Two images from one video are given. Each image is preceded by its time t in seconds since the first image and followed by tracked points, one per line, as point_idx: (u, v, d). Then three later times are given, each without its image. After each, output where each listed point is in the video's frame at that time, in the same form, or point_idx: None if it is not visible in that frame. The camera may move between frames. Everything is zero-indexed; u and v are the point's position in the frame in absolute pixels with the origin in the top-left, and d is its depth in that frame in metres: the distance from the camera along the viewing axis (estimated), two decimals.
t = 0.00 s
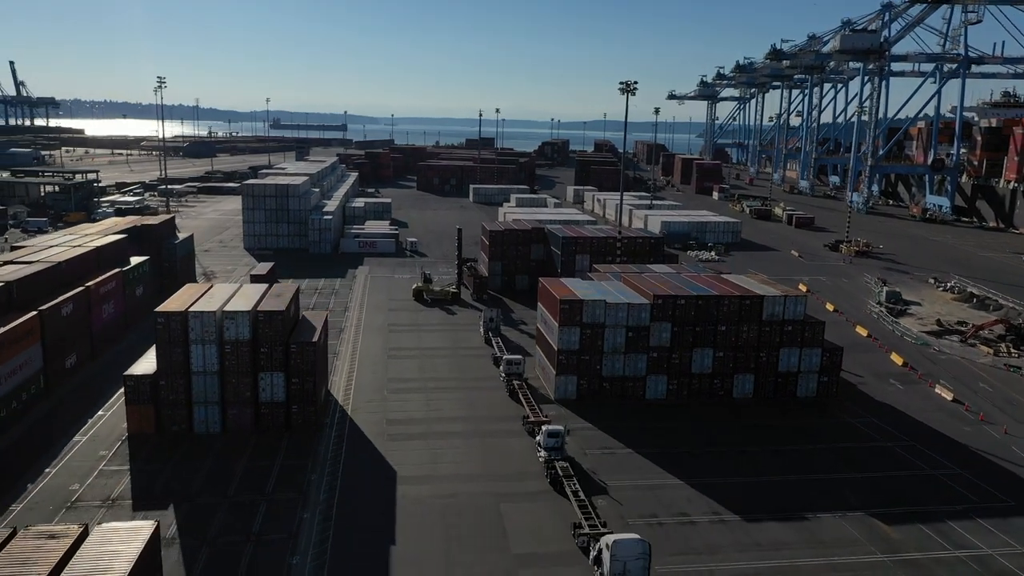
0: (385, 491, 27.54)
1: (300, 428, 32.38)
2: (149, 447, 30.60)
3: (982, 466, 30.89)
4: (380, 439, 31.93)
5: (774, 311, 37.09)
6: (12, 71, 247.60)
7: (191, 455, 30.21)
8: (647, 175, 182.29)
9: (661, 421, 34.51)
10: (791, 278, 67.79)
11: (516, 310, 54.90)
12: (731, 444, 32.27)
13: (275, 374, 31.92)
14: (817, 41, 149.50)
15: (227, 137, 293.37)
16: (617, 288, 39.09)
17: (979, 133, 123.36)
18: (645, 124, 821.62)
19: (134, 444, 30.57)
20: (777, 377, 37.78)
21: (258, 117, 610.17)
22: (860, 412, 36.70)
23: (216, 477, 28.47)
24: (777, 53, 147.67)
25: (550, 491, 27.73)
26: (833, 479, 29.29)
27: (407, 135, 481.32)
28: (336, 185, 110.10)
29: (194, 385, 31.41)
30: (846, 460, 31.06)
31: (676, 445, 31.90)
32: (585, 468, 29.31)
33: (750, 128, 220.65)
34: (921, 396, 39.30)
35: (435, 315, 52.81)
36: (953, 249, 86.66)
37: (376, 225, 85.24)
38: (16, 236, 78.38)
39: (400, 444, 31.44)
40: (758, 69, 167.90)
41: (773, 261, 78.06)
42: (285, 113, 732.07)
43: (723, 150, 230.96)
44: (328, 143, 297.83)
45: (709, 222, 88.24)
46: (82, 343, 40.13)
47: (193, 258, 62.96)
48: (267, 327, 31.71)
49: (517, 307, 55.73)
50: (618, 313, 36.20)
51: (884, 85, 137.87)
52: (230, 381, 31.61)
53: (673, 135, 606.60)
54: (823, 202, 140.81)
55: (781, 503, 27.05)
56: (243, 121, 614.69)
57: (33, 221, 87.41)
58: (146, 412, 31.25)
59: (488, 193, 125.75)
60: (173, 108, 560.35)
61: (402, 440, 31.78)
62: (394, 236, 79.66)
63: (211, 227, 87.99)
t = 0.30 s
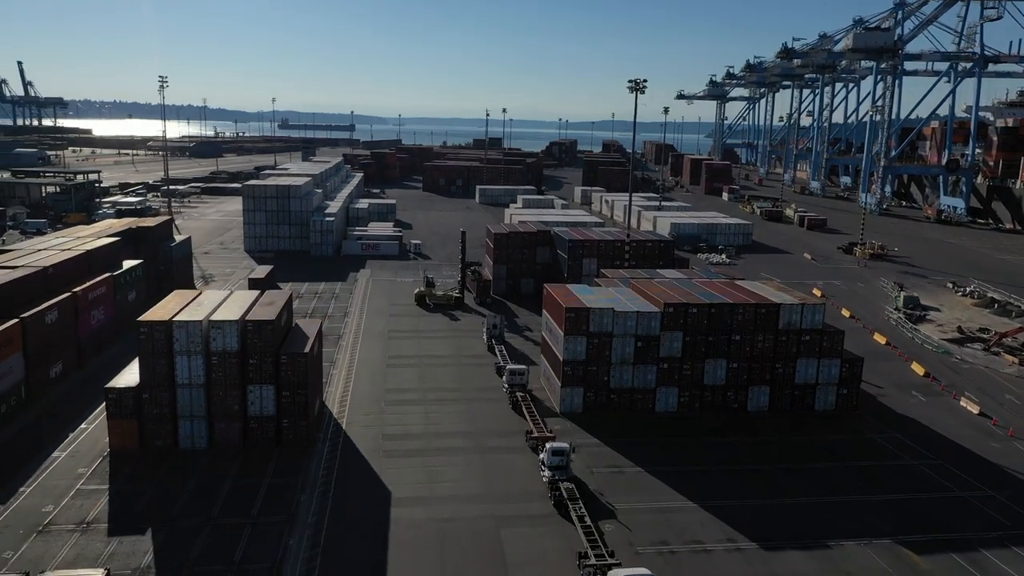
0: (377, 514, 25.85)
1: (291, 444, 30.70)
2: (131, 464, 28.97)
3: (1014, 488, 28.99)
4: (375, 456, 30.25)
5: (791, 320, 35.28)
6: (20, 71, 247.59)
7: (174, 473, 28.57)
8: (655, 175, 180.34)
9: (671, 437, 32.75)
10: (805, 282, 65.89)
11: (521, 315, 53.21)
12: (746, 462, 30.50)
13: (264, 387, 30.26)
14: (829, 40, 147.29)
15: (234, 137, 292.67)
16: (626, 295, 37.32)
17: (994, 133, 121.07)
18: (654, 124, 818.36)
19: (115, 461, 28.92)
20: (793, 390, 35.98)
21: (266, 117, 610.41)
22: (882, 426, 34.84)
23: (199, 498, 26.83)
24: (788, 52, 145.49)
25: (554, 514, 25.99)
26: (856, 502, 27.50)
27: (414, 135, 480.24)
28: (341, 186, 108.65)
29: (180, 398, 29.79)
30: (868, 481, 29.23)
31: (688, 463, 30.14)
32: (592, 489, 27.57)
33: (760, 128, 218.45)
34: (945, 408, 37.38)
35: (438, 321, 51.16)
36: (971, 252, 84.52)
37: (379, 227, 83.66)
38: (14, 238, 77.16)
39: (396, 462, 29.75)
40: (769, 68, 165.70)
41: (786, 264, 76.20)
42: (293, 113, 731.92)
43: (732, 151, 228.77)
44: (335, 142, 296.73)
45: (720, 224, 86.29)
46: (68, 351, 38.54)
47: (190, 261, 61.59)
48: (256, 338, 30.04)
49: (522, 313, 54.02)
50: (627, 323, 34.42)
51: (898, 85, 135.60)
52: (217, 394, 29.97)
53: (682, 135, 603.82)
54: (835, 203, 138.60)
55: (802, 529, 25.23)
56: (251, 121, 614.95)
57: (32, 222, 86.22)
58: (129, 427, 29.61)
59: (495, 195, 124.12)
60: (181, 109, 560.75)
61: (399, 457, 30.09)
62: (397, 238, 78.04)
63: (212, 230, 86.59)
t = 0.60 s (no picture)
0: (369, 539, 24.19)
1: (281, 461, 29.06)
2: (112, 481, 27.42)
3: None
4: (368, 474, 28.58)
5: (809, 330, 33.49)
6: (28, 71, 247.51)
7: (157, 492, 26.97)
8: (664, 176, 178.36)
9: (682, 454, 31.00)
10: (820, 287, 63.98)
11: (526, 321, 51.50)
12: (763, 482, 28.71)
13: (252, 400, 28.62)
14: (841, 39, 145.05)
15: (241, 138, 292.24)
16: (636, 303, 35.55)
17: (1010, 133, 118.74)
18: (662, 124, 815.24)
19: (94, 479, 27.38)
20: (811, 403, 34.23)
21: (274, 117, 610.69)
22: (905, 441, 33.00)
23: (181, 520, 25.21)
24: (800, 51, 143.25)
25: (558, 540, 24.22)
26: (881, 527, 25.68)
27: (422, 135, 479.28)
28: (345, 186, 107.18)
29: (163, 413, 28.20)
30: (893, 504, 27.40)
31: (702, 483, 28.38)
32: (599, 513, 25.80)
33: (771, 129, 216.13)
34: (972, 423, 35.46)
35: (440, 327, 49.49)
36: (988, 255, 82.41)
37: (383, 228, 82.07)
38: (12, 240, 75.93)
39: (392, 480, 28.07)
40: (779, 68, 163.57)
41: (799, 267, 74.23)
42: (302, 113, 732.78)
43: (742, 151, 226.61)
44: (343, 142, 295.49)
45: (730, 226, 84.37)
46: (52, 358, 37.04)
47: (188, 265, 60.22)
48: (243, 349, 28.36)
49: (527, 319, 52.29)
50: (636, 332, 32.64)
51: (912, 84, 133.24)
52: (202, 408, 28.37)
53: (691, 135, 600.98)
54: (848, 205, 136.43)
55: (824, 560, 23.45)
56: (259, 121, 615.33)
57: (31, 223, 85.02)
58: (109, 442, 28.04)
59: (502, 196, 122.48)
60: (189, 109, 561.35)
61: (394, 475, 28.40)
62: (401, 240, 76.42)
63: (214, 232, 85.17)
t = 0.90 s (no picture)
0: (359, 568, 22.52)
1: (269, 480, 27.36)
2: (89, 501, 25.81)
3: None
4: (361, 494, 26.92)
5: (829, 341, 31.69)
6: (36, 71, 247.41)
7: (135, 513, 25.34)
8: (674, 176, 176.29)
9: (696, 473, 29.23)
10: (835, 292, 62.01)
11: (532, 327, 49.76)
12: (781, 504, 26.91)
13: (238, 416, 26.96)
14: (854, 37, 142.74)
15: (249, 138, 291.55)
16: (646, 311, 33.82)
17: None
18: (671, 124, 812.03)
19: (69, 499, 25.78)
20: (830, 418, 32.41)
21: (282, 117, 610.92)
22: (931, 459, 31.12)
23: (158, 545, 23.57)
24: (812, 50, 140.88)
25: (561, 571, 22.55)
26: (911, 558, 23.84)
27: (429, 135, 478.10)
28: (350, 187, 105.71)
29: (144, 428, 26.59)
30: (922, 531, 25.52)
31: (717, 506, 26.60)
32: (605, 540, 24.10)
33: (781, 128, 213.96)
34: (1001, 439, 33.56)
35: (442, 333, 47.86)
36: (1008, 258, 80.20)
37: (386, 230, 80.45)
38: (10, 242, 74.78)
39: (386, 502, 26.40)
40: (791, 67, 161.34)
41: (813, 271, 72.28)
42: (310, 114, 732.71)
43: (752, 151, 224.33)
44: (351, 142, 294.43)
45: (742, 228, 82.42)
46: (35, 367, 35.48)
47: (185, 268, 58.78)
48: (228, 362, 26.70)
49: (533, 325, 50.56)
50: (647, 343, 30.89)
51: (926, 83, 130.91)
52: (186, 424, 26.74)
53: (700, 135, 598.07)
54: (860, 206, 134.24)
55: None
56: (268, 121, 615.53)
57: (31, 224, 83.85)
58: (87, 459, 26.48)
59: (509, 197, 120.77)
60: (198, 109, 561.85)
61: (389, 497, 26.73)
62: (405, 243, 74.80)
63: (215, 234, 83.81)
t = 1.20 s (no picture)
0: None
1: (257, 501, 25.72)
2: (64, 524, 24.23)
3: None
4: (353, 517, 25.24)
5: (852, 352, 29.89)
6: (45, 71, 247.48)
7: (112, 536, 23.71)
8: (684, 177, 174.10)
9: (711, 495, 27.42)
10: (853, 297, 59.99)
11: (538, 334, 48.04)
12: (802, 531, 25.09)
13: (224, 433, 25.34)
14: (868, 36, 140.35)
15: (257, 138, 290.97)
16: (658, 321, 32.07)
17: None
18: (681, 124, 808.31)
19: (43, 522, 24.15)
20: (853, 435, 30.55)
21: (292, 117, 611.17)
22: (961, 480, 29.25)
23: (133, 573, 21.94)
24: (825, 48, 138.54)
25: None
26: None
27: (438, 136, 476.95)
28: (355, 188, 104.22)
29: (123, 446, 24.99)
30: (956, 561, 23.71)
31: (732, 531, 24.82)
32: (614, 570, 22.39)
33: (793, 128, 211.49)
34: None
35: (446, 340, 46.20)
36: None
37: (391, 232, 78.87)
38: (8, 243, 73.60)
39: (379, 526, 24.72)
40: (803, 66, 159.01)
41: (828, 275, 70.27)
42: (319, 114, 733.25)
43: (763, 152, 221.92)
44: (359, 142, 293.07)
45: (754, 230, 80.43)
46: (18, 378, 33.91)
47: (184, 272, 57.38)
48: (212, 376, 25.08)
49: (540, 331, 48.80)
50: (659, 355, 29.13)
51: (943, 82, 128.51)
52: (167, 441, 25.13)
53: (711, 135, 594.74)
54: (875, 207, 131.94)
55: None
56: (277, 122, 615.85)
57: (32, 225, 82.70)
58: (62, 478, 24.92)
59: (517, 197, 119.02)
60: (208, 109, 562.54)
61: (383, 520, 25.05)
62: (409, 245, 73.17)
63: (218, 236, 82.41)
